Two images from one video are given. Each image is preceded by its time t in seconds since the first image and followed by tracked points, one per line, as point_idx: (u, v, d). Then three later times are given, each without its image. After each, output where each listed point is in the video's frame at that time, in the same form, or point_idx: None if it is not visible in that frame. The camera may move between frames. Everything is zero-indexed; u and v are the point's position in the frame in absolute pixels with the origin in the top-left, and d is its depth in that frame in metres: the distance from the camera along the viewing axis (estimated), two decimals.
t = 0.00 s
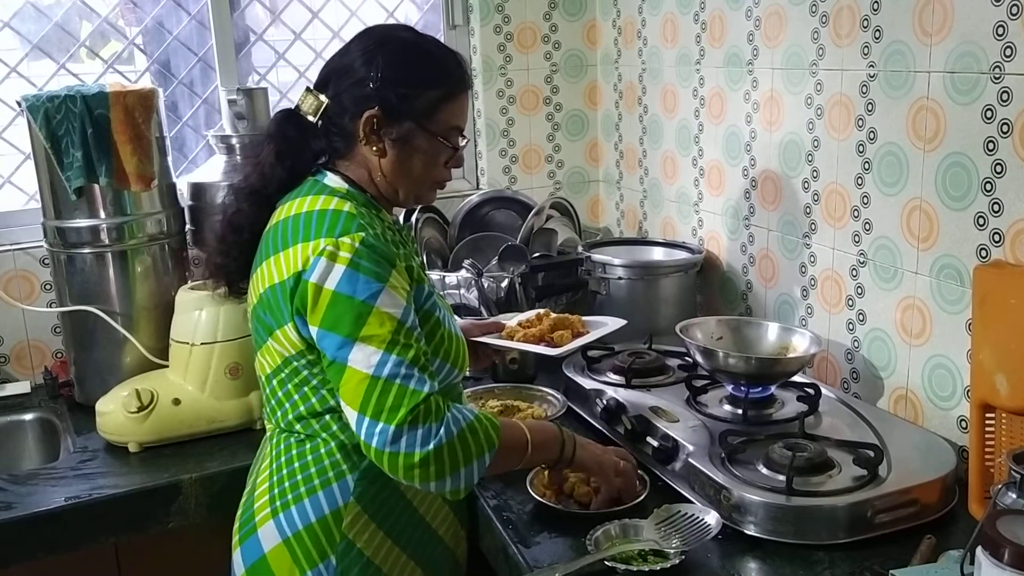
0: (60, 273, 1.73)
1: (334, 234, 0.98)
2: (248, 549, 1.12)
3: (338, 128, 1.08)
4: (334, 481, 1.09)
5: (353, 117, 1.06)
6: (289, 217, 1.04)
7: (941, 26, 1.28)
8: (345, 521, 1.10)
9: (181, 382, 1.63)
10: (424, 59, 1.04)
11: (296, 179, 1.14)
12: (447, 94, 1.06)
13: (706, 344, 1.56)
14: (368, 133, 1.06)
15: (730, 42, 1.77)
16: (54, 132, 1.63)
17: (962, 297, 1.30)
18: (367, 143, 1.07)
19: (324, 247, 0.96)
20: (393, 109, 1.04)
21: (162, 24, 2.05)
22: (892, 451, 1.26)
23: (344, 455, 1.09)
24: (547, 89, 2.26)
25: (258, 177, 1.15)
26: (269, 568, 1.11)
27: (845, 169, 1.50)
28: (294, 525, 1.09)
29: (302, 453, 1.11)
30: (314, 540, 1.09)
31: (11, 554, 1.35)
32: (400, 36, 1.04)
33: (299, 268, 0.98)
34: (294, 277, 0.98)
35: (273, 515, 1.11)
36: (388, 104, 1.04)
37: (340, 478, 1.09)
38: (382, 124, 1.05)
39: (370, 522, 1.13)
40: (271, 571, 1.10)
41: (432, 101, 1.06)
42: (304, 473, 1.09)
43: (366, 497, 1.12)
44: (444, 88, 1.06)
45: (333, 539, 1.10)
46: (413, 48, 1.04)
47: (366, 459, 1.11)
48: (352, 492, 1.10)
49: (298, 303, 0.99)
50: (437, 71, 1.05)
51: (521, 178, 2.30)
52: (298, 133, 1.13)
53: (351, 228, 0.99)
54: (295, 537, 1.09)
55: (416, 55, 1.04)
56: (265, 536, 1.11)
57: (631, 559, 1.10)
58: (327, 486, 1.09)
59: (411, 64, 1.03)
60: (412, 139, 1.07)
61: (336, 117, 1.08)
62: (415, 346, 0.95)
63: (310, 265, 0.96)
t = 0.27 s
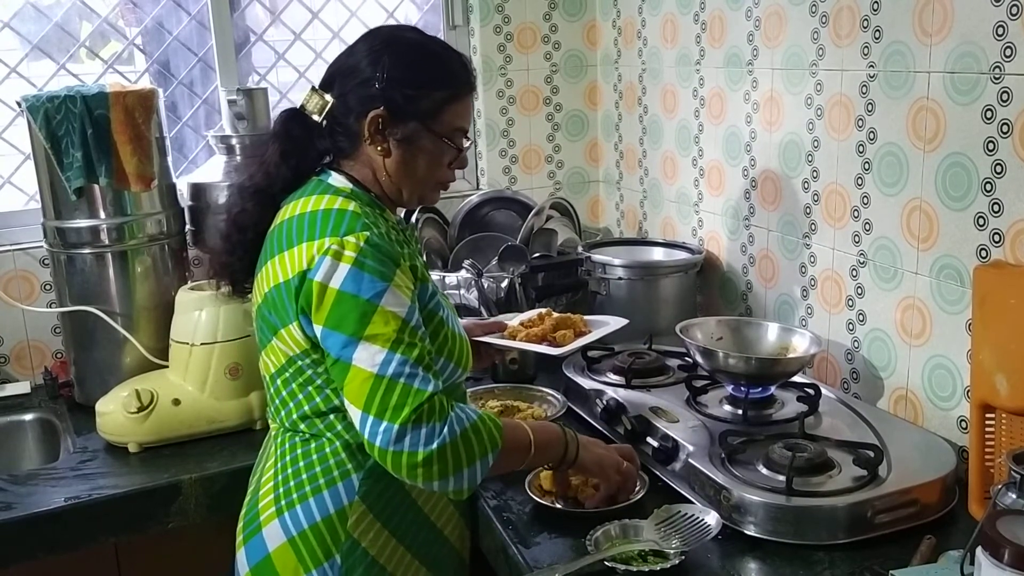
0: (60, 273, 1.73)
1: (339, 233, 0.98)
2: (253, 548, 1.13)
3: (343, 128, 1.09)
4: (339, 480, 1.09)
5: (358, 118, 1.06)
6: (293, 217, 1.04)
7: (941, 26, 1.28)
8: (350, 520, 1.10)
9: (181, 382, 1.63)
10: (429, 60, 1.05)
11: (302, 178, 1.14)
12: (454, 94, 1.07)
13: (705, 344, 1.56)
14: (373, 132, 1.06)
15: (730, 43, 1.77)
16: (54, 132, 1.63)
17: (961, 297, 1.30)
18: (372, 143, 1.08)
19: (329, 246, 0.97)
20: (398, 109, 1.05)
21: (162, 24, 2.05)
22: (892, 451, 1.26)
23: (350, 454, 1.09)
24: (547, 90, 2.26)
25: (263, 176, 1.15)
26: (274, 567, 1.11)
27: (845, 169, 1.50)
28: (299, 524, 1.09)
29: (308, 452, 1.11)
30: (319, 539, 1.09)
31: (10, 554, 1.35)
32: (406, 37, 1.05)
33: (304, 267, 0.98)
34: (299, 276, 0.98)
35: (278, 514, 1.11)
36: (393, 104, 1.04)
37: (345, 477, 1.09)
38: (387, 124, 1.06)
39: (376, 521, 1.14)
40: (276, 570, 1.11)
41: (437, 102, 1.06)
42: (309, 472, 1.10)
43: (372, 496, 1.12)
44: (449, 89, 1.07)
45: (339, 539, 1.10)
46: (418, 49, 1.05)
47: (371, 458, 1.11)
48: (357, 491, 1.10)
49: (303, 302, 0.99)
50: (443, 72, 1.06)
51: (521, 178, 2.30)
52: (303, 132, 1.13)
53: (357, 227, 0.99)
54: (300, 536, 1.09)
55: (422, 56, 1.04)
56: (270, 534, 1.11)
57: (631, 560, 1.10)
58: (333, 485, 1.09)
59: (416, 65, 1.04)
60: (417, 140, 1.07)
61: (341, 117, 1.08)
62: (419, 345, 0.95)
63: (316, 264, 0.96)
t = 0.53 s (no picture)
0: (60, 273, 1.73)
1: (342, 232, 0.98)
2: (255, 548, 1.13)
3: (346, 128, 1.09)
4: (342, 480, 1.09)
5: (361, 117, 1.06)
6: (297, 216, 1.04)
7: (941, 27, 1.28)
8: (352, 520, 1.10)
9: (181, 382, 1.63)
10: (433, 61, 1.05)
11: (305, 177, 1.15)
12: (457, 94, 1.07)
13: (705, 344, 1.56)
14: (376, 132, 1.06)
15: (730, 43, 1.77)
16: (54, 132, 1.63)
17: (962, 297, 1.30)
18: (376, 143, 1.08)
19: (332, 245, 0.97)
20: (402, 109, 1.05)
21: (163, 24, 2.05)
22: (892, 451, 1.26)
23: (352, 453, 1.09)
24: (547, 90, 2.26)
25: (266, 176, 1.15)
26: (277, 566, 1.11)
27: (845, 169, 1.50)
28: (301, 524, 1.09)
29: (310, 452, 1.11)
30: (321, 539, 1.09)
31: (10, 554, 1.35)
32: (410, 37, 1.05)
33: (308, 267, 0.98)
34: (302, 275, 0.98)
35: (280, 514, 1.11)
36: (397, 104, 1.04)
37: (348, 477, 1.09)
38: (390, 124, 1.06)
39: (378, 521, 1.14)
40: (279, 569, 1.11)
41: (440, 102, 1.06)
42: (312, 472, 1.10)
43: (374, 496, 1.12)
44: (452, 89, 1.07)
45: (341, 538, 1.10)
46: (422, 49, 1.05)
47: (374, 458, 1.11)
48: (359, 491, 1.10)
49: (305, 301, 0.99)
50: (447, 73, 1.06)
51: (521, 178, 2.29)
52: (306, 132, 1.13)
53: (360, 226, 0.99)
54: (303, 536, 1.09)
55: (426, 56, 1.04)
56: (272, 534, 1.11)
57: (631, 560, 1.10)
58: (335, 485, 1.09)
59: (420, 65, 1.04)
60: (420, 139, 1.07)
61: (344, 116, 1.08)
62: (422, 345, 0.95)
63: (319, 263, 0.97)
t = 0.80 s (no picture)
0: (60, 273, 1.73)
1: (345, 232, 0.98)
2: (255, 548, 1.13)
3: (349, 128, 1.09)
4: (343, 480, 1.09)
5: (364, 118, 1.06)
6: (300, 216, 1.04)
7: (941, 27, 1.28)
8: (353, 520, 1.10)
9: (181, 382, 1.63)
10: (435, 61, 1.05)
11: (307, 177, 1.14)
12: (457, 96, 1.07)
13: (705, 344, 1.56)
14: (379, 132, 1.06)
15: (730, 43, 1.77)
16: (54, 132, 1.63)
17: (962, 298, 1.30)
18: (378, 143, 1.08)
19: (335, 245, 0.97)
20: (404, 110, 1.05)
21: (163, 25, 2.05)
22: (892, 451, 1.26)
23: (353, 454, 1.09)
24: (547, 90, 2.26)
25: (268, 177, 1.15)
26: (277, 566, 1.12)
27: (845, 170, 1.50)
28: (301, 524, 1.10)
29: (311, 452, 1.11)
30: (322, 538, 1.09)
31: (11, 554, 1.35)
32: (411, 38, 1.05)
33: (310, 266, 0.98)
34: (304, 275, 0.98)
35: (281, 514, 1.11)
36: (400, 104, 1.04)
37: (349, 478, 1.10)
38: (393, 125, 1.06)
39: (378, 521, 1.14)
40: (279, 569, 1.11)
41: (443, 103, 1.06)
42: (312, 472, 1.10)
43: (375, 497, 1.13)
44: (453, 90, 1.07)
45: (341, 538, 1.10)
46: (424, 49, 1.05)
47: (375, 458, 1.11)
48: (360, 492, 1.10)
49: (306, 301, 0.99)
50: (448, 74, 1.06)
51: (521, 178, 2.30)
52: (309, 135, 1.13)
53: (362, 226, 0.99)
54: (303, 537, 1.10)
55: (427, 58, 1.05)
56: (272, 534, 1.11)
57: (631, 560, 1.10)
58: (336, 485, 1.09)
59: (422, 66, 1.04)
60: (423, 139, 1.07)
61: (347, 116, 1.08)
62: (422, 346, 0.96)
63: (321, 263, 0.97)
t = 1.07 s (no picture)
0: (60, 274, 1.73)
1: (356, 219, 0.99)
2: (256, 548, 1.15)
3: (351, 130, 1.10)
4: (344, 479, 1.11)
5: (367, 119, 1.08)
6: (309, 209, 1.05)
7: (942, 28, 1.28)
8: (354, 519, 1.12)
9: (182, 382, 1.63)
10: (433, 60, 1.06)
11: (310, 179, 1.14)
12: (457, 91, 1.08)
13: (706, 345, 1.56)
14: (383, 132, 1.07)
15: (730, 43, 1.77)
16: (55, 133, 1.63)
17: (963, 298, 1.30)
18: (382, 142, 1.08)
19: (348, 232, 0.98)
20: (406, 108, 1.06)
21: (163, 25, 2.05)
22: (892, 452, 1.26)
23: (355, 453, 1.10)
24: (547, 91, 2.26)
25: (270, 179, 1.15)
26: (277, 566, 1.13)
27: (846, 170, 1.50)
28: (302, 523, 1.11)
29: (313, 452, 1.12)
30: (322, 538, 1.11)
31: (11, 555, 1.35)
32: (406, 37, 1.06)
33: (324, 256, 1.00)
34: (319, 265, 1.00)
35: (282, 513, 1.12)
36: (401, 103, 1.05)
37: (351, 477, 1.11)
38: (396, 123, 1.07)
39: (378, 521, 1.15)
40: (280, 569, 1.13)
41: (443, 98, 1.07)
42: (314, 472, 1.11)
43: (377, 497, 1.13)
44: (452, 87, 1.07)
45: (342, 537, 1.12)
46: (422, 49, 1.06)
47: (377, 457, 1.12)
48: (361, 491, 1.11)
49: (324, 291, 1.00)
50: (446, 69, 1.07)
51: (522, 179, 2.30)
52: (311, 138, 1.14)
53: (374, 212, 1.00)
54: (304, 536, 1.11)
55: (424, 55, 1.05)
56: (273, 534, 1.13)
57: (631, 560, 1.09)
58: (338, 485, 1.10)
59: (420, 64, 1.05)
60: (425, 136, 1.08)
61: (349, 119, 1.10)
62: (445, 315, 0.95)
63: (336, 252, 0.98)
